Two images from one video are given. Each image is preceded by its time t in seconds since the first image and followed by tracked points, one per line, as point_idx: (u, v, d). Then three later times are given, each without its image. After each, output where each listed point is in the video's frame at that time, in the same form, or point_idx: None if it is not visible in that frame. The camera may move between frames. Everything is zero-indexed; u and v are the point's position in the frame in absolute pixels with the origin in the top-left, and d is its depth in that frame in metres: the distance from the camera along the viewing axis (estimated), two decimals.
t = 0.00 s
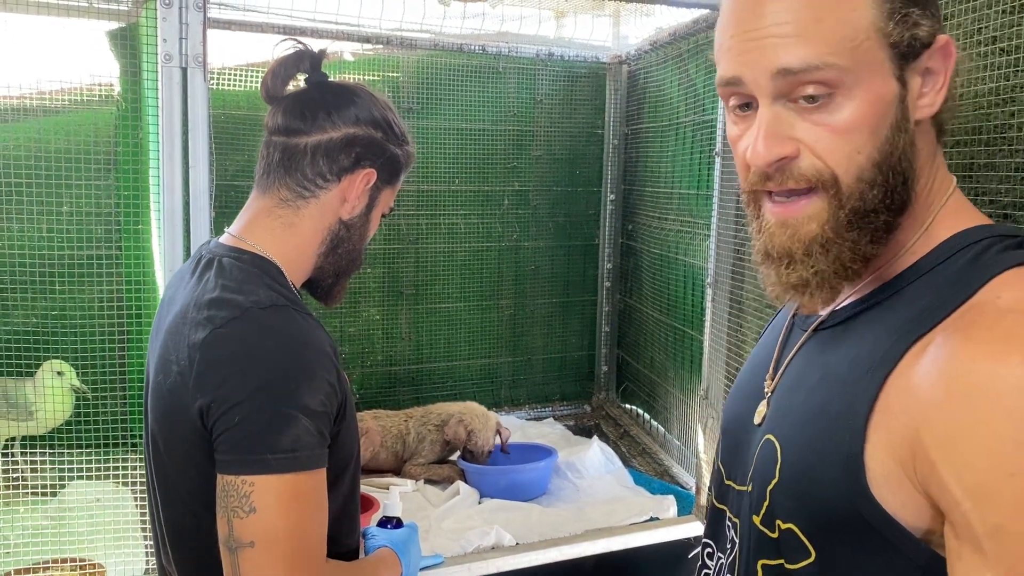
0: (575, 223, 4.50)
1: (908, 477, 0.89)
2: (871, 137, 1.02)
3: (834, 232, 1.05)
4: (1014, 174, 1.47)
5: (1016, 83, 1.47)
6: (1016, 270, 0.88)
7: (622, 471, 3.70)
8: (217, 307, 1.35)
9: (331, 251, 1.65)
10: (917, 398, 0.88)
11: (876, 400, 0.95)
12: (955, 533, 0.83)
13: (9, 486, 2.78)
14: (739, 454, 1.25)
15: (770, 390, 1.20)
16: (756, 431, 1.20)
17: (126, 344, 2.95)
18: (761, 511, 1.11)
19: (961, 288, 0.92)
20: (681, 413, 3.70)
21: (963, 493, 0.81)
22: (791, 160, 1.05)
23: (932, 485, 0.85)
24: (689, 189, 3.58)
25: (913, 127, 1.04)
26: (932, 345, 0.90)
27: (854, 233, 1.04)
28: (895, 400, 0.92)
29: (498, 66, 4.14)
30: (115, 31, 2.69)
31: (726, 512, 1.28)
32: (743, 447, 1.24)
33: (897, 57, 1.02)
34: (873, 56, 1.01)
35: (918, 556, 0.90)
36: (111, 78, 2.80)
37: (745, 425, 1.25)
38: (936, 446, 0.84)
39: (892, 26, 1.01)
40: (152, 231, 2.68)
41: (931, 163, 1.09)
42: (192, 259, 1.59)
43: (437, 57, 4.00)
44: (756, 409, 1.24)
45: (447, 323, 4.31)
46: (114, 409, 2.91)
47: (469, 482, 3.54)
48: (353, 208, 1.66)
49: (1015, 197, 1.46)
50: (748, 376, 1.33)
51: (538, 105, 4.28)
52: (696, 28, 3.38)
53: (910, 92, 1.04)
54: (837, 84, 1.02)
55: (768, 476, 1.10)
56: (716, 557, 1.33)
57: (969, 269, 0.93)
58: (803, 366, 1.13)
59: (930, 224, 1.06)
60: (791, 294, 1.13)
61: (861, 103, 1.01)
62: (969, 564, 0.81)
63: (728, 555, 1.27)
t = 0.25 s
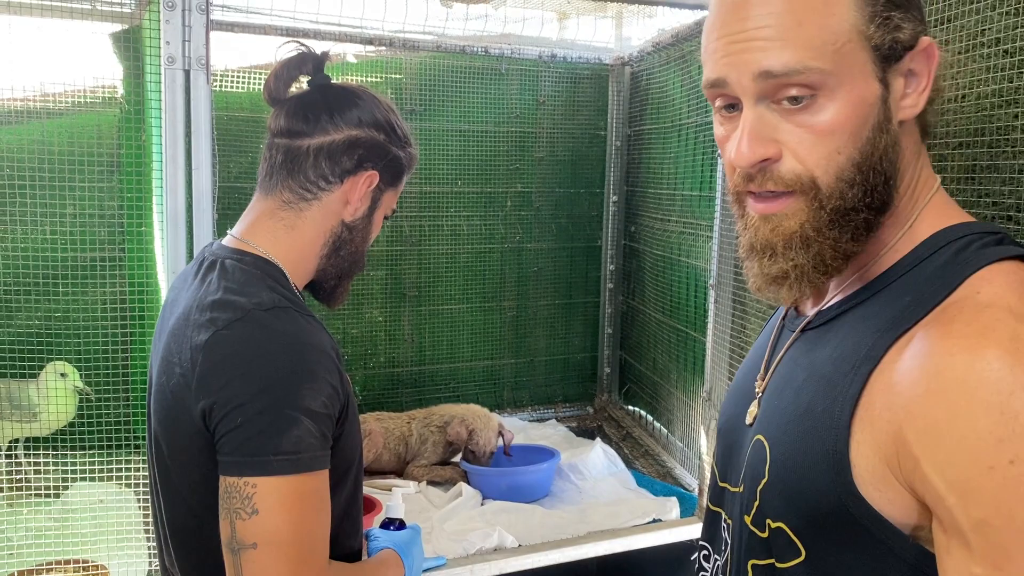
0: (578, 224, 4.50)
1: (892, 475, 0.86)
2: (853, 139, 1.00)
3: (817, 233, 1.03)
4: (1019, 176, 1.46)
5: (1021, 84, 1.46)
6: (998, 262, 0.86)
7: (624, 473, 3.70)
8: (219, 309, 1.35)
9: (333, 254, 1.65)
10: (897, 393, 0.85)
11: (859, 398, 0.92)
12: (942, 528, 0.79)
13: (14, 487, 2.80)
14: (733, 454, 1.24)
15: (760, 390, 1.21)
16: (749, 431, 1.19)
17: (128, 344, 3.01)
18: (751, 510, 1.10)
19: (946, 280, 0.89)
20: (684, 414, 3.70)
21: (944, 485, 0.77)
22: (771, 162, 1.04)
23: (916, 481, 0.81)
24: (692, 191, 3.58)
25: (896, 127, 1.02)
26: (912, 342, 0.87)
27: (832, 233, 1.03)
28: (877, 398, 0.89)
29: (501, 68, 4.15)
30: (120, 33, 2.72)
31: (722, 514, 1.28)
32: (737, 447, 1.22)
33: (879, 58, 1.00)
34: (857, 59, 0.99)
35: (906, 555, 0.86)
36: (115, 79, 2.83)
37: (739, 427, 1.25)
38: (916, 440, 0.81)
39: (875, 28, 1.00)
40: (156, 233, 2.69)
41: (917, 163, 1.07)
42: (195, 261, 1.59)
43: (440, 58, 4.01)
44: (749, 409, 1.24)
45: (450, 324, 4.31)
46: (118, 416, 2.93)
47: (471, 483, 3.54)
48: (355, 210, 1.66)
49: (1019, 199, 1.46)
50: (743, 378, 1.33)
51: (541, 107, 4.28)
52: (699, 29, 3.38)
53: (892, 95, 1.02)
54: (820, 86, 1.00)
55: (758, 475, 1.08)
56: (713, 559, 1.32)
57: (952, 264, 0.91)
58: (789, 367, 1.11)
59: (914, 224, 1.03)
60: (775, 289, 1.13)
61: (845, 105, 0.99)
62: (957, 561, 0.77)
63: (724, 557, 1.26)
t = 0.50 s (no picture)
0: (581, 226, 4.51)
1: (884, 480, 0.87)
2: (740, 167, 1.05)
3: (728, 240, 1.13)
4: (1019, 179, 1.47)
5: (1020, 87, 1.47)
6: (984, 269, 0.86)
7: (627, 474, 3.71)
8: (225, 310, 1.36)
9: (338, 256, 1.67)
10: (886, 400, 0.87)
11: (851, 404, 0.93)
12: (934, 531, 0.81)
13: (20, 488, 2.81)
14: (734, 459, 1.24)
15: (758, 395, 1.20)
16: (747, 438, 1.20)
17: (133, 348, 2.99)
18: (749, 517, 1.10)
19: (933, 286, 0.90)
20: (687, 416, 3.70)
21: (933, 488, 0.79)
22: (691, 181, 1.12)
23: (906, 484, 0.83)
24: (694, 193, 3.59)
25: (793, 155, 1.02)
26: (899, 349, 0.88)
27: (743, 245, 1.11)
28: (868, 405, 0.90)
29: (504, 70, 4.16)
30: (124, 37, 2.70)
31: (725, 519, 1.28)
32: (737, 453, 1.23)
33: (761, 92, 1.02)
34: (731, 98, 1.03)
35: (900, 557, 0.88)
36: (119, 82, 2.79)
37: (739, 431, 1.25)
38: (905, 445, 0.82)
39: (749, 71, 1.02)
40: (161, 236, 2.70)
41: (862, 177, 1.03)
42: (201, 262, 1.61)
43: (443, 61, 4.02)
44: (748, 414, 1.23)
45: (453, 326, 4.32)
46: (123, 419, 2.91)
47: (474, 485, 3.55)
48: (360, 212, 1.67)
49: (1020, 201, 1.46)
50: (744, 381, 1.32)
51: (543, 109, 4.30)
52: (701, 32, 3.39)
53: (783, 124, 1.02)
54: (706, 124, 1.06)
55: (756, 481, 1.08)
56: (717, 564, 1.32)
57: (936, 273, 0.90)
58: (781, 373, 1.11)
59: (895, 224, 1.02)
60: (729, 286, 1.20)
61: (721, 143, 1.05)
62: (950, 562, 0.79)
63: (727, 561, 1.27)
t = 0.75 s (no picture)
0: (583, 227, 4.52)
1: (865, 480, 0.92)
2: (697, 166, 1.24)
3: (703, 234, 1.29)
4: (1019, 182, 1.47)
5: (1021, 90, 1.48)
6: (962, 272, 0.91)
7: (629, 476, 3.71)
8: (230, 312, 1.37)
9: (341, 259, 1.67)
10: (866, 401, 0.92)
11: (832, 405, 0.98)
12: (912, 530, 0.85)
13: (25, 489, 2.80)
14: (718, 454, 1.28)
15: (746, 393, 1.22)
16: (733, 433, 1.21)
17: (136, 346, 3.01)
18: (736, 511, 1.14)
19: (911, 290, 0.95)
20: (690, 417, 3.71)
21: (912, 487, 0.84)
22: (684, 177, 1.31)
23: (884, 483, 0.88)
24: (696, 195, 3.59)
25: (733, 159, 1.18)
26: (877, 350, 0.94)
27: (710, 237, 1.27)
28: (847, 405, 0.95)
29: (507, 72, 4.17)
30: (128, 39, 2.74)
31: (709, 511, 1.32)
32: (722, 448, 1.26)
33: (701, 101, 1.19)
34: (685, 106, 1.22)
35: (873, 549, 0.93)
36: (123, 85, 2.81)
37: (723, 427, 1.28)
38: (884, 446, 0.87)
39: (692, 81, 1.19)
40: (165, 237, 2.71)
41: (815, 179, 1.12)
42: (205, 264, 1.61)
43: (446, 63, 4.03)
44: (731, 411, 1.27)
45: (456, 327, 4.33)
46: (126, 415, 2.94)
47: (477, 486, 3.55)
48: (363, 215, 1.67)
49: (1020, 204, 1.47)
50: (728, 379, 1.37)
51: (545, 111, 4.30)
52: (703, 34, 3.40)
53: (720, 130, 1.18)
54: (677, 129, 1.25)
55: (741, 477, 1.12)
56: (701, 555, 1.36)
57: (913, 279, 0.96)
58: (764, 374, 1.15)
59: (875, 223, 1.08)
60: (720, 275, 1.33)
61: (686, 144, 1.24)
62: (926, 557, 0.83)
63: (712, 553, 1.30)
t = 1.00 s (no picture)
0: (585, 227, 4.52)
1: (824, 462, 1.00)
2: (668, 160, 1.31)
3: (672, 227, 1.36)
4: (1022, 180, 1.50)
5: (1020, 90, 1.51)
6: (913, 264, 0.99)
7: (632, 475, 3.71)
8: (231, 312, 1.38)
9: (343, 258, 1.68)
10: (823, 387, 0.99)
11: (792, 392, 1.05)
12: (868, 507, 0.93)
13: (27, 487, 2.82)
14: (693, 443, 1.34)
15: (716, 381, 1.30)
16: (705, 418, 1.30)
17: (139, 345, 2.98)
18: (706, 494, 1.22)
19: (866, 282, 1.02)
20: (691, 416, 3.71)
21: (865, 464, 0.92)
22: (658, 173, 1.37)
23: (840, 461, 0.96)
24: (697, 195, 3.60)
25: (699, 153, 1.25)
26: (832, 339, 1.02)
27: (679, 228, 1.34)
28: (806, 391, 1.03)
29: (509, 73, 4.17)
30: (131, 40, 2.73)
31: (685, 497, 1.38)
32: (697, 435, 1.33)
33: (672, 98, 1.26)
34: (658, 103, 1.28)
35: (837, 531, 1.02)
36: (126, 85, 2.83)
37: (698, 416, 1.35)
38: (841, 430, 0.95)
39: (665, 78, 1.26)
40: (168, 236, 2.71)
41: (775, 175, 1.20)
42: (207, 264, 1.62)
43: (447, 63, 4.03)
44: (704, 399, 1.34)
45: (458, 327, 4.33)
46: (128, 415, 2.95)
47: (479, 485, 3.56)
48: (366, 215, 1.67)
49: None
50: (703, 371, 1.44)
51: (548, 111, 4.31)
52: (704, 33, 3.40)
53: (687, 125, 1.25)
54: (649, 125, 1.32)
55: (712, 462, 1.19)
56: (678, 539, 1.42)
57: (868, 271, 1.03)
58: (734, 364, 1.22)
59: (831, 219, 1.15)
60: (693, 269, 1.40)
61: (657, 138, 1.31)
62: (880, 529, 0.91)
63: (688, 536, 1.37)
